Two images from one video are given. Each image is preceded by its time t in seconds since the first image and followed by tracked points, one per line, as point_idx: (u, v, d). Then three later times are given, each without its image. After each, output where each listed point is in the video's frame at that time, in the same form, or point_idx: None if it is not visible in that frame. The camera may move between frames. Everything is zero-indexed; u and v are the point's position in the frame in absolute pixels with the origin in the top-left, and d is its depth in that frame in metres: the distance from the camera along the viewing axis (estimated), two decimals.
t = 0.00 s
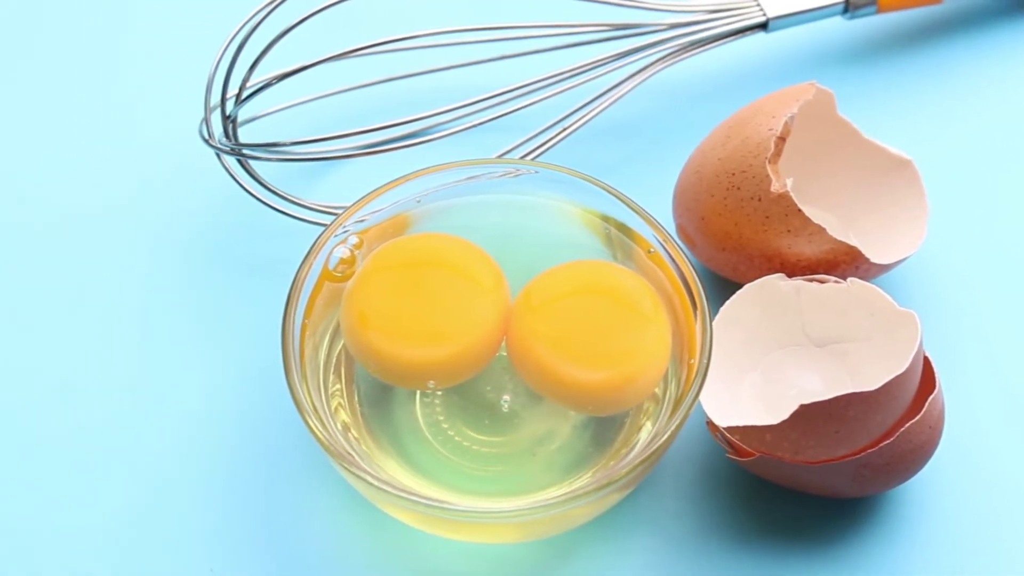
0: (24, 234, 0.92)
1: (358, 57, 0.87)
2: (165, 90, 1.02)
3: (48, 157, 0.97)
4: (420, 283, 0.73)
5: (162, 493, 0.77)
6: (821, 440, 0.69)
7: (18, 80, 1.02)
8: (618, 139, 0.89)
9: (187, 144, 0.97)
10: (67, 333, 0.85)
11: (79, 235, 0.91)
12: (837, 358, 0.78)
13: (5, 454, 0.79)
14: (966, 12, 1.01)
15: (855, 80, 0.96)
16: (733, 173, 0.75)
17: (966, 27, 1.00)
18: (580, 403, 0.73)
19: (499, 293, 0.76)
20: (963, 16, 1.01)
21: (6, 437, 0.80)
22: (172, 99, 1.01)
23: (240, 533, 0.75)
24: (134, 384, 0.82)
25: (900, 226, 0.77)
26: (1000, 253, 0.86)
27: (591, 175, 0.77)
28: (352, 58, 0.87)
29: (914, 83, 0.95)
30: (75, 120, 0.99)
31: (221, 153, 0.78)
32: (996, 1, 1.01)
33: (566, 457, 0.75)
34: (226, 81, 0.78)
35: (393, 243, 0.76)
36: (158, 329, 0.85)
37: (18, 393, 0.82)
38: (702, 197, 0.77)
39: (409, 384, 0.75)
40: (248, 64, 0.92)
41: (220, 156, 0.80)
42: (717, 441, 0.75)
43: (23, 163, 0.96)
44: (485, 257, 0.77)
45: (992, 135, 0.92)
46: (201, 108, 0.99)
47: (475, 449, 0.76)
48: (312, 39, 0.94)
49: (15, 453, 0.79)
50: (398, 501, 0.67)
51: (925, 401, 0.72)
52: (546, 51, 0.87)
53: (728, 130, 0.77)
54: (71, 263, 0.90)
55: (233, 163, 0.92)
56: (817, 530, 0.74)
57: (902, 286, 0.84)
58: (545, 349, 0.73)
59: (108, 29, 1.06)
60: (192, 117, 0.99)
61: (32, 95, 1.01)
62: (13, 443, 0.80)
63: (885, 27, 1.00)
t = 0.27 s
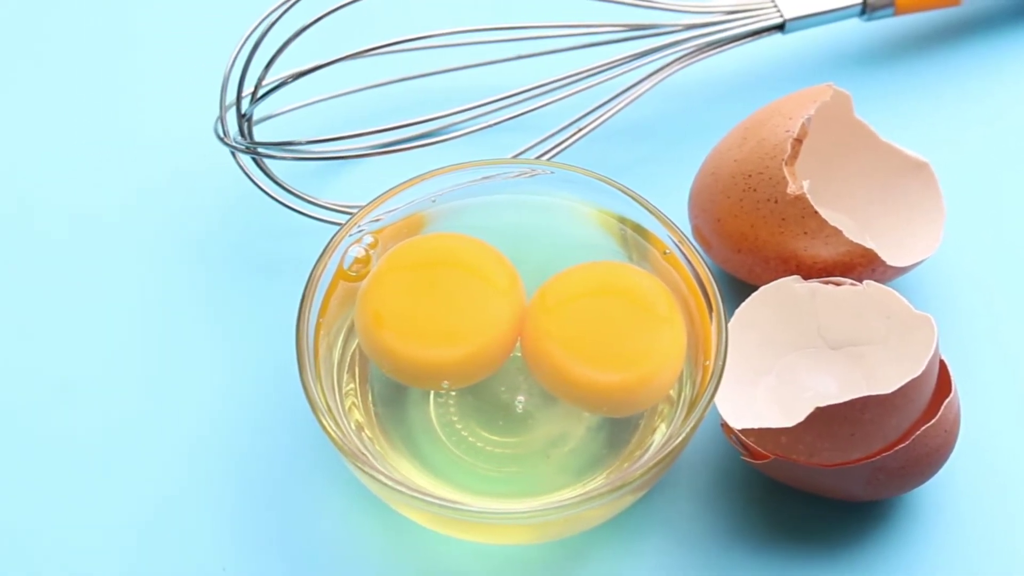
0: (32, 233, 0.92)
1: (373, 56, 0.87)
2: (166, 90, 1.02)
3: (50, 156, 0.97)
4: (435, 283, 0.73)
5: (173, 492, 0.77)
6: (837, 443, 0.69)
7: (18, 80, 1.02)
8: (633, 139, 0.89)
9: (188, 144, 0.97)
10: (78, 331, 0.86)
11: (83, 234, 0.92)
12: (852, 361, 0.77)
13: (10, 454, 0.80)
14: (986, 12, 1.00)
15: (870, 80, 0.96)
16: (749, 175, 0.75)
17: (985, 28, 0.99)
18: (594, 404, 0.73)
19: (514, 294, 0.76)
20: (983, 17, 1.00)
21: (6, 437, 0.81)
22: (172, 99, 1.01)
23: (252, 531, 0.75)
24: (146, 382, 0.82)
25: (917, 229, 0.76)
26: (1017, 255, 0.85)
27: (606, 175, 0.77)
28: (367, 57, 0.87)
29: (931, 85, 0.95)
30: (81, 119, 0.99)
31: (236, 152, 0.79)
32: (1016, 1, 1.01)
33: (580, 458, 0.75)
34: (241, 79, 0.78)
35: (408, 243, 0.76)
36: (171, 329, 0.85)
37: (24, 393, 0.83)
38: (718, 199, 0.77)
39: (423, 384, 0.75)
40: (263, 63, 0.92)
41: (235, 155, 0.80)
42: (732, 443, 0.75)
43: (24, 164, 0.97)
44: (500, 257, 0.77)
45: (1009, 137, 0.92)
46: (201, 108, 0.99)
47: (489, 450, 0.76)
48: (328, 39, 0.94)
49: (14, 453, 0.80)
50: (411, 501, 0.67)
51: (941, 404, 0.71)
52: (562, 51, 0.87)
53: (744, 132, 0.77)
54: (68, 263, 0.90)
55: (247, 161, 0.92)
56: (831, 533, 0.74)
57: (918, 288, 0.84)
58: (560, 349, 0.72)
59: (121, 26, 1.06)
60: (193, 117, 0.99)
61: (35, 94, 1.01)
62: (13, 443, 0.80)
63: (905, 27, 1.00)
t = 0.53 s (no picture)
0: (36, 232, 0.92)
1: (383, 55, 0.87)
2: (166, 90, 1.02)
3: (51, 156, 0.97)
4: (444, 283, 0.73)
5: (179, 492, 0.77)
6: (846, 445, 0.69)
7: (18, 80, 1.03)
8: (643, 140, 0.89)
9: (188, 145, 0.97)
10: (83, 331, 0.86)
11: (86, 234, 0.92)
12: (862, 363, 0.77)
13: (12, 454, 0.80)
14: (998, 12, 1.00)
15: (879, 80, 0.96)
16: (759, 176, 0.74)
17: (997, 28, 0.99)
18: (603, 405, 0.73)
19: (523, 294, 0.75)
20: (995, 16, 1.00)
21: (6, 438, 0.81)
22: (172, 99, 1.01)
23: (259, 531, 0.75)
24: (152, 382, 0.82)
25: (927, 230, 0.76)
26: None
27: (616, 176, 0.77)
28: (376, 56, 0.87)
29: (942, 85, 0.95)
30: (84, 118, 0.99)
31: (245, 150, 0.79)
32: None
33: (589, 459, 0.75)
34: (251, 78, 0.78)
35: (417, 242, 0.76)
36: (177, 328, 0.85)
37: (26, 392, 0.83)
38: (727, 199, 0.77)
39: (432, 385, 0.75)
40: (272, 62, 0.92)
41: (244, 153, 0.80)
42: (741, 445, 0.75)
43: (26, 163, 0.97)
44: (509, 257, 0.77)
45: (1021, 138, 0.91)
46: (200, 108, 0.99)
47: (497, 450, 0.76)
48: (338, 38, 0.94)
49: (15, 454, 0.80)
50: (419, 502, 0.66)
51: (950, 406, 0.71)
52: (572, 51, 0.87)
53: (754, 132, 0.77)
54: (69, 263, 0.90)
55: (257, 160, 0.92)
56: (840, 535, 0.74)
57: (928, 289, 0.84)
58: (569, 350, 0.72)
59: (129, 25, 1.06)
60: (193, 117, 0.99)
61: (37, 93, 1.01)
62: (13, 443, 0.80)
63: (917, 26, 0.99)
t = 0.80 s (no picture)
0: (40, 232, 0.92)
1: (390, 55, 0.87)
2: (166, 90, 1.02)
3: (51, 156, 0.97)
4: (452, 283, 0.72)
5: (186, 492, 0.77)
6: (855, 446, 0.68)
7: (18, 80, 1.03)
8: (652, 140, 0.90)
9: (188, 144, 0.97)
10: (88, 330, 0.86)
11: (87, 233, 0.92)
12: (871, 364, 0.77)
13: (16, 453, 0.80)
14: (1011, 11, 0.99)
15: (888, 80, 0.96)
16: (769, 176, 0.74)
17: (1009, 27, 0.98)
18: (611, 406, 0.72)
19: (531, 294, 0.75)
20: (1007, 16, 0.99)
21: (6, 438, 0.81)
22: (172, 99, 1.01)
23: (266, 531, 0.75)
24: (158, 382, 0.82)
25: (936, 232, 0.76)
26: None
27: (625, 176, 0.77)
28: (385, 56, 0.87)
29: (952, 85, 0.94)
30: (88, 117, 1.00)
31: (253, 149, 0.79)
32: None
33: (596, 459, 0.74)
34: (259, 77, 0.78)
35: (425, 242, 0.76)
36: (184, 328, 0.85)
37: (30, 392, 0.83)
38: (736, 200, 0.76)
39: (439, 385, 0.74)
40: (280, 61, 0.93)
41: (251, 152, 0.80)
42: (749, 446, 0.75)
43: (27, 163, 0.97)
44: (517, 257, 0.77)
45: None
46: (202, 109, 1.00)
47: (505, 451, 0.76)
48: (347, 37, 0.95)
49: (15, 454, 0.80)
50: (425, 502, 0.66)
51: (959, 408, 0.71)
52: (581, 51, 0.87)
53: (764, 133, 0.77)
54: (69, 263, 0.90)
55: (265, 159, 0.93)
56: (849, 536, 0.74)
57: (937, 290, 0.84)
58: (577, 350, 0.72)
59: (136, 23, 1.07)
60: (196, 118, 0.99)
61: (38, 93, 1.02)
62: (13, 443, 0.80)
63: (928, 25, 0.99)
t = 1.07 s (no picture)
0: (45, 231, 0.92)
1: (403, 54, 0.87)
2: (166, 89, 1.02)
3: (51, 156, 0.97)
4: (464, 283, 0.72)
5: (197, 491, 0.77)
6: (868, 448, 0.68)
7: (17, 79, 1.03)
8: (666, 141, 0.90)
9: (184, 143, 0.97)
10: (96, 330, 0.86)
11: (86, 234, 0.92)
12: (885, 366, 0.76)
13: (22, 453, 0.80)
14: None
15: (902, 81, 0.95)
16: (782, 177, 0.74)
17: None
18: (623, 407, 0.72)
19: (544, 295, 0.75)
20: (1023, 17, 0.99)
21: (5, 437, 0.81)
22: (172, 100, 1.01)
23: (277, 530, 0.75)
24: (167, 380, 0.83)
25: (950, 234, 0.76)
26: None
27: (638, 176, 0.77)
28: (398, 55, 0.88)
29: (967, 86, 0.94)
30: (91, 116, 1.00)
31: (265, 148, 0.79)
32: None
33: (608, 461, 0.74)
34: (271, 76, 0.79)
35: (437, 242, 0.76)
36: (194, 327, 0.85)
37: (37, 392, 0.83)
38: (750, 201, 0.76)
39: (451, 385, 0.74)
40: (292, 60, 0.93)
41: (263, 151, 0.80)
42: (762, 448, 0.74)
43: (27, 163, 0.97)
44: (530, 257, 0.77)
45: None
46: (199, 109, 1.00)
47: (516, 451, 0.75)
48: (361, 37, 0.95)
49: (15, 453, 0.80)
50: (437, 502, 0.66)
51: (973, 411, 0.70)
52: (593, 51, 0.87)
53: (777, 133, 0.77)
54: (69, 263, 0.90)
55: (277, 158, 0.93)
56: (861, 538, 0.73)
57: (950, 291, 0.83)
58: (589, 351, 0.72)
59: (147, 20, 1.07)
60: (191, 117, 0.99)
61: (38, 92, 1.02)
62: (13, 443, 0.81)
63: (944, 26, 0.99)
